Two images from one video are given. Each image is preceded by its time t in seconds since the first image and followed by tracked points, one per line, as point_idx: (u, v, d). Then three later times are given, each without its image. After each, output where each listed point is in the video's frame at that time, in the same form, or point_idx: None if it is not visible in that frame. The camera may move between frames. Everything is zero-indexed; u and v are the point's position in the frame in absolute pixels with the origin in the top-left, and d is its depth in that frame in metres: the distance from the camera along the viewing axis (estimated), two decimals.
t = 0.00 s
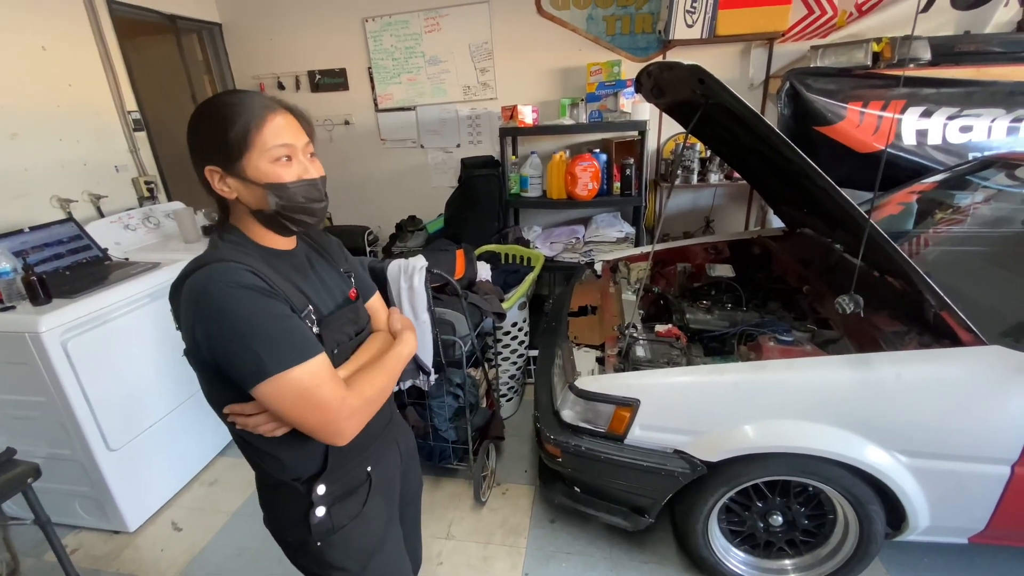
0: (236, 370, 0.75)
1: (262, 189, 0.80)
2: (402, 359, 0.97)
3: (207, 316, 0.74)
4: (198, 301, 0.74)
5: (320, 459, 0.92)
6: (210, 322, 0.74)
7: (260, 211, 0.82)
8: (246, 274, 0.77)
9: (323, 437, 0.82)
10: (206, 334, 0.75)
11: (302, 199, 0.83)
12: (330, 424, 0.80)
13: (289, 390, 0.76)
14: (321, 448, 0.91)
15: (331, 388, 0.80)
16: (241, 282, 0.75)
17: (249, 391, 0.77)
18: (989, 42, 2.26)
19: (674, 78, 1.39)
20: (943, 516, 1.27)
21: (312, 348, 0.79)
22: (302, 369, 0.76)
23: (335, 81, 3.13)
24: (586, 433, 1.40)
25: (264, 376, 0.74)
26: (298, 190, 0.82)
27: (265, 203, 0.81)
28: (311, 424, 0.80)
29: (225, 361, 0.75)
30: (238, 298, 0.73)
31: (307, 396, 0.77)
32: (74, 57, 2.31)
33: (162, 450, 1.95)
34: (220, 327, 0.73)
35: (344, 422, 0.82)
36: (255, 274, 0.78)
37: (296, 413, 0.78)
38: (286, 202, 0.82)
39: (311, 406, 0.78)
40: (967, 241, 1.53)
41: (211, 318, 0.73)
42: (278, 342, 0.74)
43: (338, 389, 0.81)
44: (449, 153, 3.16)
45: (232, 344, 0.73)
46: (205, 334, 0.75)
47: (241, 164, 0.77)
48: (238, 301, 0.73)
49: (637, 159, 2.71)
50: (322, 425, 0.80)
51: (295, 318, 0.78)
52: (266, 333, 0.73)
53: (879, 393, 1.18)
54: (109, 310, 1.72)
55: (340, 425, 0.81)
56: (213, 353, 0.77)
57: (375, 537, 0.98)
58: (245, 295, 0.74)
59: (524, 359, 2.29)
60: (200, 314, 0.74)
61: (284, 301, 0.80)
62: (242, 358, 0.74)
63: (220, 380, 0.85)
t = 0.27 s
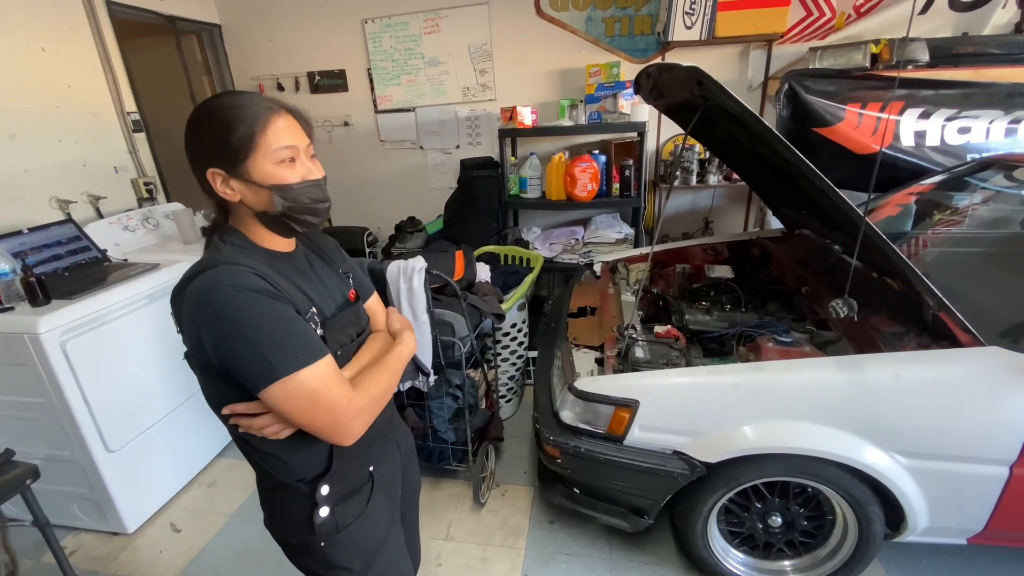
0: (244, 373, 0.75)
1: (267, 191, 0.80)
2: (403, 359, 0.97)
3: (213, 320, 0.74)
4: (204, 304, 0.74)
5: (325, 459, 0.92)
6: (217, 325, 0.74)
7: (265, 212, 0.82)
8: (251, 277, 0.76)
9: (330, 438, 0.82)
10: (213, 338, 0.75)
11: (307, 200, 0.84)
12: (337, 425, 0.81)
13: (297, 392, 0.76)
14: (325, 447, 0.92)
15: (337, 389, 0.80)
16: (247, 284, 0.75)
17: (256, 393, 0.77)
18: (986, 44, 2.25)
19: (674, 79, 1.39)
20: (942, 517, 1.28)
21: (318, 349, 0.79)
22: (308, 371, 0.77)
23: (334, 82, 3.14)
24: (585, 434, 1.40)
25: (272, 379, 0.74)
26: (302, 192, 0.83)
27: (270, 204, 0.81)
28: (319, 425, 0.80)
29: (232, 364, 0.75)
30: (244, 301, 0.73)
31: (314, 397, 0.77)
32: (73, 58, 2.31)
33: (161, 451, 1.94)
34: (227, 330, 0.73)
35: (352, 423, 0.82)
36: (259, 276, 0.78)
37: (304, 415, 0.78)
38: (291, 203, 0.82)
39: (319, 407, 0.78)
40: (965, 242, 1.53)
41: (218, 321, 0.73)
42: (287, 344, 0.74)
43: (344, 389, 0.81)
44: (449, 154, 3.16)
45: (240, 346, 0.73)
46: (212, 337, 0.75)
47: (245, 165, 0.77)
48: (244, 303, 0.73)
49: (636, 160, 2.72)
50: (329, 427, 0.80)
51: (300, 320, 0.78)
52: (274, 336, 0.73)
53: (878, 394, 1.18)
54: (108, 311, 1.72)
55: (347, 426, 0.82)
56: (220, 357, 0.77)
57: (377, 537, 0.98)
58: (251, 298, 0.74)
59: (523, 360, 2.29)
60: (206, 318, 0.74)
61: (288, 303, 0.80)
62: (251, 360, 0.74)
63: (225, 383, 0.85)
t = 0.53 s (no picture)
0: (243, 375, 0.75)
1: (267, 191, 0.80)
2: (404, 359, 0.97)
3: (211, 323, 0.74)
4: (203, 306, 0.74)
5: (325, 459, 0.92)
6: (216, 328, 0.74)
7: (267, 212, 0.82)
8: (250, 279, 0.77)
9: (330, 439, 0.82)
10: (212, 340, 0.75)
11: (308, 199, 0.84)
12: (337, 426, 0.81)
13: (296, 393, 0.76)
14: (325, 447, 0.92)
15: (337, 390, 0.80)
16: (246, 287, 0.75)
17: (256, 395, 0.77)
18: (984, 46, 2.22)
19: (673, 81, 1.39)
20: (940, 518, 1.28)
21: (317, 351, 0.79)
22: (308, 372, 0.77)
23: (333, 83, 3.14)
24: (584, 434, 1.40)
25: (272, 380, 0.74)
26: (304, 191, 0.83)
27: (271, 204, 0.81)
28: (319, 426, 0.80)
29: (231, 366, 0.75)
30: (243, 303, 0.74)
31: (313, 399, 0.78)
32: (73, 59, 2.32)
33: (160, 452, 1.94)
34: (226, 332, 0.73)
35: (352, 424, 0.83)
36: (258, 278, 0.78)
37: (304, 416, 0.78)
38: (292, 203, 0.82)
39: (317, 408, 0.78)
40: (964, 243, 1.53)
41: (217, 324, 0.74)
42: (285, 346, 0.74)
43: (343, 390, 0.82)
44: (448, 155, 3.16)
45: (239, 349, 0.73)
46: (211, 339, 0.75)
47: (245, 165, 0.77)
48: (243, 306, 0.73)
49: (635, 162, 2.72)
50: (329, 427, 0.81)
51: (299, 322, 0.79)
52: (273, 338, 0.74)
53: (876, 395, 1.19)
54: (107, 312, 1.72)
55: (347, 427, 0.82)
56: (219, 359, 0.77)
57: (377, 537, 0.98)
58: (250, 300, 0.74)
59: (522, 361, 2.29)
60: (204, 321, 0.74)
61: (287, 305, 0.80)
62: (250, 363, 0.74)
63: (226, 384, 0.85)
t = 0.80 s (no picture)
0: (239, 379, 0.75)
1: (261, 194, 0.80)
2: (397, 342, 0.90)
3: (206, 327, 0.74)
4: (198, 311, 0.74)
5: (321, 459, 0.92)
6: (211, 333, 0.74)
7: (263, 214, 0.82)
8: (244, 284, 0.77)
9: (322, 443, 0.81)
10: (208, 344, 0.75)
11: (303, 200, 0.84)
12: (326, 431, 0.79)
13: (287, 398, 0.75)
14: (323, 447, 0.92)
15: (326, 395, 0.78)
16: (240, 292, 0.75)
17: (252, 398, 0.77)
18: (981, 48, 2.21)
19: (670, 83, 1.40)
20: (938, 518, 1.28)
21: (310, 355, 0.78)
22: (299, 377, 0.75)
23: (332, 84, 3.14)
24: (583, 435, 1.40)
25: (264, 386, 0.74)
26: (299, 192, 0.83)
27: (266, 207, 0.81)
28: (309, 432, 0.79)
29: (228, 370, 0.76)
30: (237, 308, 0.74)
31: (303, 403, 0.76)
32: (72, 60, 2.32)
33: (159, 453, 1.94)
34: (221, 337, 0.74)
35: (341, 429, 0.80)
36: (254, 282, 0.79)
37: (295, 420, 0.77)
38: (287, 204, 0.82)
39: (307, 413, 0.77)
40: (961, 244, 1.54)
41: (211, 329, 0.74)
42: (279, 351, 0.74)
43: (335, 395, 0.79)
44: (447, 156, 3.17)
45: (234, 353, 0.74)
46: (208, 344, 0.75)
47: (239, 168, 0.77)
48: (236, 311, 0.74)
49: (633, 163, 2.73)
50: (320, 432, 0.79)
51: (293, 327, 0.78)
52: (267, 343, 0.73)
53: (874, 396, 1.19)
54: (106, 313, 1.72)
55: (336, 432, 0.80)
56: (215, 362, 0.77)
57: (374, 538, 0.98)
58: (244, 305, 0.74)
59: (521, 362, 2.29)
60: (199, 325, 0.75)
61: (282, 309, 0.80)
62: (245, 367, 0.74)
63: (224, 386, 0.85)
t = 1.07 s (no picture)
0: (238, 371, 0.76)
1: (259, 196, 0.80)
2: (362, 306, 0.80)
3: (197, 321, 0.75)
4: (190, 308, 0.75)
5: (320, 458, 0.92)
6: (203, 327, 0.74)
7: (259, 217, 0.82)
8: (229, 277, 0.77)
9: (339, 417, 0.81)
10: (203, 340, 0.76)
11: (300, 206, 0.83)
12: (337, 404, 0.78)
13: (288, 382, 0.75)
14: (321, 445, 0.92)
15: (320, 372, 0.77)
16: (227, 285, 0.76)
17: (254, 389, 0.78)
18: (979, 50, 2.21)
19: (669, 84, 1.40)
20: (935, 519, 1.29)
21: (304, 336, 0.77)
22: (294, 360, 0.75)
23: (331, 85, 3.14)
24: (582, 435, 1.40)
25: (260, 371, 0.74)
26: (296, 198, 0.82)
27: (263, 209, 0.81)
28: (319, 409, 0.79)
29: (225, 364, 0.76)
30: (225, 301, 0.74)
31: (304, 385, 0.76)
32: (71, 60, 2.32)
33: (157, 454, 1.94)
34: (213, 331, 0.74)
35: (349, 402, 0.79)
36: (242, 276, 0.79)
37: (303, 401, 0.78)
38: (283, 209, 0.81)
39: (311, 394, 0.77)
40: (959, 245, 1.54)
41: (204, 323, 0.74)
42: (271, 337, 0.74)
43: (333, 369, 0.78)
44: (446, 157, 3.17)
45: (228, 346, 0.74)
46: (202, 340, 0.76)
47: (239, 169, 0.78)
48: (225, 304, 0.74)
49: (632, 164, 2.74)
50: (331, 411, 0.79)
51: (285, 313, 0.78)
52: (257, 331, 0.73)
53: (871, 396, 1.19)
54: (105, 313, 1.72)
55: (346, 403, 0.78)
56: (211, 358, 0.77)
57: (372, 537, 0.98)
58: (233, 298, 0.75)
59: (520, 363, 2.30)
60: (191, 320, 0.76)
61: (272, 298, 0.80)
62: (241, 358, 0.74)
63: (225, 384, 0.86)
